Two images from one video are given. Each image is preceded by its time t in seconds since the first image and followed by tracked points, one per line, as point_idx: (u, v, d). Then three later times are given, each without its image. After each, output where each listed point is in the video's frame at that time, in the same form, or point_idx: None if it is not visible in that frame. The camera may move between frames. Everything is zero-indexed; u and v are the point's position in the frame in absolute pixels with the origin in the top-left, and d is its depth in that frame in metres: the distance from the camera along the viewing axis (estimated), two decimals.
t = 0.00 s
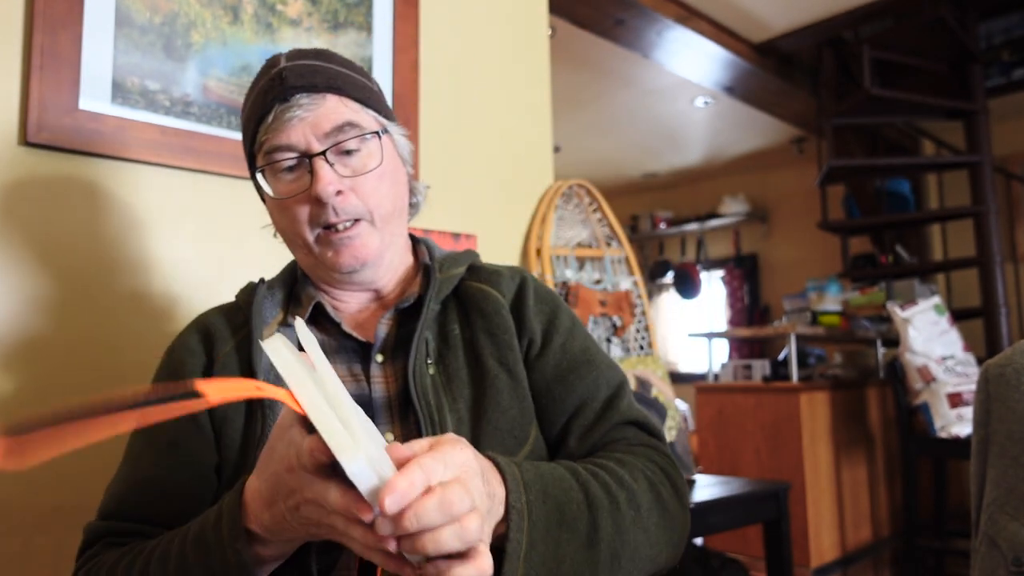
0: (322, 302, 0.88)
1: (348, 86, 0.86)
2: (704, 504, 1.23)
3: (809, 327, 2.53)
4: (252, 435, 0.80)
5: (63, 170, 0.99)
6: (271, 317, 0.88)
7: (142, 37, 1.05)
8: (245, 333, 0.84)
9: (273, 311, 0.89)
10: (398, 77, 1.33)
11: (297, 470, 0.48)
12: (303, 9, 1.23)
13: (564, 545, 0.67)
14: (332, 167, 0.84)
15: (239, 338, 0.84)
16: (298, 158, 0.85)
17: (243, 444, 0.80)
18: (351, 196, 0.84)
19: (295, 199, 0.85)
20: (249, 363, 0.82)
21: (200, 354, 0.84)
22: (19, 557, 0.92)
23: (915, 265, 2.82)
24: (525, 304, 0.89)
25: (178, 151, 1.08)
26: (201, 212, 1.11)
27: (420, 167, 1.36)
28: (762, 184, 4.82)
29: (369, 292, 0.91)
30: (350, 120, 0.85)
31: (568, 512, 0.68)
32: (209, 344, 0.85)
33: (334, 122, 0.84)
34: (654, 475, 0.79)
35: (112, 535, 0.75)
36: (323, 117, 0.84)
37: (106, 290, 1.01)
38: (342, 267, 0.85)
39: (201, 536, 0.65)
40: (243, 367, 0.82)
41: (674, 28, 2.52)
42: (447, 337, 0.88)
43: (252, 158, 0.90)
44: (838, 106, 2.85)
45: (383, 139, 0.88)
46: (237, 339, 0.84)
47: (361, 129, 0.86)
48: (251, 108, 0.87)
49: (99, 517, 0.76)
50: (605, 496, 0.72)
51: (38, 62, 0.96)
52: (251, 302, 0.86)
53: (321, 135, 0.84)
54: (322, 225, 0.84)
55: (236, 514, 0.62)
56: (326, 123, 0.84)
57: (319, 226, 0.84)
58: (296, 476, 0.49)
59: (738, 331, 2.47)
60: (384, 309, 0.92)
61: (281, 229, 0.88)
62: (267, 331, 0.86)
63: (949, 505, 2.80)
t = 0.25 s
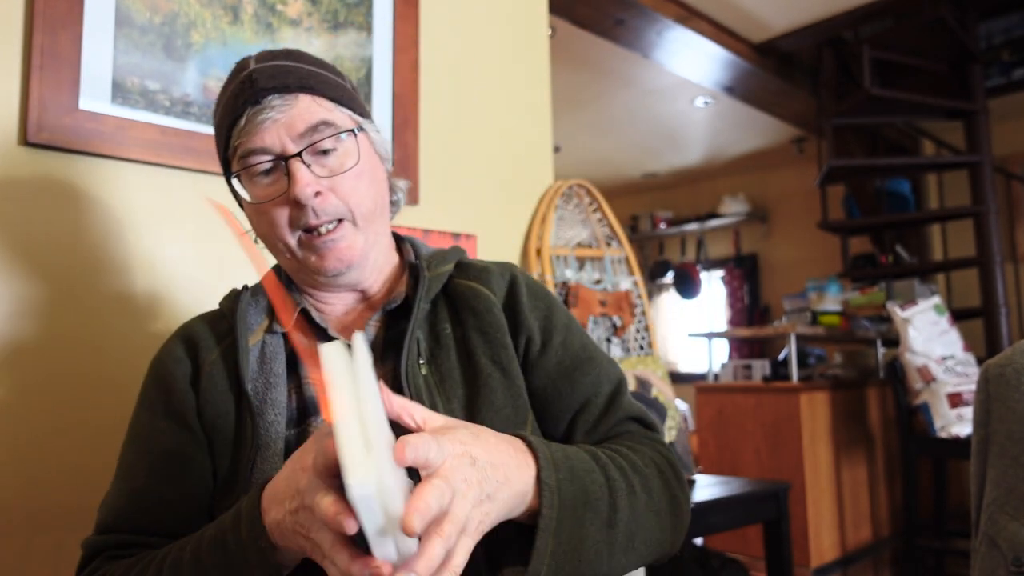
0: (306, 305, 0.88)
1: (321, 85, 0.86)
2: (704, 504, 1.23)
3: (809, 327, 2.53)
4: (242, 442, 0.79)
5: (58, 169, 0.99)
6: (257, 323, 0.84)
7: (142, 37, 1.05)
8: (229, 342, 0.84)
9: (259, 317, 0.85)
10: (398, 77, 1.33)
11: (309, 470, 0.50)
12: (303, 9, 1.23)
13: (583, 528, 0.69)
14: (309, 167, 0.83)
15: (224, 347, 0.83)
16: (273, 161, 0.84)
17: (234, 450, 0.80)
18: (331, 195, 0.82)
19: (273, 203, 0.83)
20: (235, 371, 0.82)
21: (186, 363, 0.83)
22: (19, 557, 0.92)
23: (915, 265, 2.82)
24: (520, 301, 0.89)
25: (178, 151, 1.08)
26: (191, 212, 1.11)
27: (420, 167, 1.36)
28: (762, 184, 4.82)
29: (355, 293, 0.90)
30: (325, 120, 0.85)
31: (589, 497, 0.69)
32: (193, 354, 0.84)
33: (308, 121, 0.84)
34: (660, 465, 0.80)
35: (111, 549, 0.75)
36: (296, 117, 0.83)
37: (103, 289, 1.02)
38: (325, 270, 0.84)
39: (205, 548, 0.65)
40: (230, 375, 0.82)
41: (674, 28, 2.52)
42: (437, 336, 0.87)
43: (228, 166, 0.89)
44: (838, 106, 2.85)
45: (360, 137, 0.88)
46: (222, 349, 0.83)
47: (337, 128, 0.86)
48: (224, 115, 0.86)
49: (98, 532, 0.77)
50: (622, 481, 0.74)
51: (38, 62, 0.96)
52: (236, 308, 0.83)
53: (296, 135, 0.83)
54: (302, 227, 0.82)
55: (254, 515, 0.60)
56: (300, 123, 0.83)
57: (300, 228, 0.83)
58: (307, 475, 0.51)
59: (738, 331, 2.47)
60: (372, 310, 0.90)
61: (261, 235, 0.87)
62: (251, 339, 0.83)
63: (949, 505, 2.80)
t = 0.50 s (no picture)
0: (301, 305, 0.86)
1: (304, 87, 0.85)
2: (704, 504, 1.23)
3: (809, 327, 2.53)
4: (244, 445, 0.80)
5: (58, 168, 0.99)
6: (252, 326, 0.85)
7: (142, 37, 1.05)
8: (227, 345, 0.84)
9: (255, 318, 0.86)
10: (398, 77, 1.33)
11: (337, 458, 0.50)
12: (303, 9, 1.23)
13: (597, 534, 0.68)
14: (299, 171, 0.83)
15: (222, 349, 0.84)
16: (261, 167, 0.83)
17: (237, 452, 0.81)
18: (322, 198, 0.82)
19: (264, 209, 0.83)
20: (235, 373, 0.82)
21: (184, 365, 0.83)
22: (19, 557, 0.92)
23: (915, 265, 2.82)
24: (517, 300, 0.89)
25: (178, 152, 1.08)
26: (189, 213, 1.11)
27: (421, 167, 1.36)
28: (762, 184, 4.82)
29: (348, 295, 0.90)
30: (310, 122, 0.84)
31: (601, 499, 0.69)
32: (191, 356, 0.84)
33: (294, 124, 0.83)
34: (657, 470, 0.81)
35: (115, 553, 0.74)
36: (282, 121, 0.83)
37: (101, 289, 1.02)
38: (320, 272, 0.83)
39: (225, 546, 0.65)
40: (230, 377, 0.82)
41: (674, 28, 2.52)
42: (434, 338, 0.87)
43: (213, 174, 0.88)
44: (838, 106, 2.85)
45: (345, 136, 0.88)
46: (221, 350, 0.84)
47: (323, 130, 0.85)
48: (205, 123, 0.85)
49: (94, 540, 0.76)
50: (629, 487, 0.74)
51: (38, 62, 0.96)
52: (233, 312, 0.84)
53: (283, 139, 0.83)
54: (295, 232, 0.82)
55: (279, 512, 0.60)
56: (286, 127, 0.83)
57: (293, 233, 0.82)
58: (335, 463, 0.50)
59: (738, 331, 2.47)
60: (368, 310, 0.90)
61: (252, 242, 0.86)
62: (250, 340, 0.83)
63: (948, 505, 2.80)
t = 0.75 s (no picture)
0: (305, 304, 0.87)
1: (322, 83, 0.86)
2: (704, 504, 1.23)
3: (809, 327, 2.53)
4: (240, 443, 0.80)
5: (60, 168, 0.99)
6: (253, 322, 0.85)
7: (142, 37, 1.05)
8: (226, 342, 0.84)
9: (255, 316, 0.86)
10: (398, 77, 1.33)
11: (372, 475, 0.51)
12: (303, 9, 1.23)
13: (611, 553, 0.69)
14: (319, 166, 0.83)
15: (221, 346, 0.84)
16: (281, 163, 0.83)
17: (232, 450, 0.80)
18: (341, 195, 0.82)
19: (284, 204, 0.82)
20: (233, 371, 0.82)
21: (183, 362, 0.83)
22: (19, 557, 0.92)
23: (915, 266, 2.83)
24: (524, 307, 0.89)
25: (178, 151, 1.08)
26: (188, 212, 1.10)
27: (421, 167, 1.36)
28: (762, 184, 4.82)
29: (357, 293, 0.90)
30: (330, 118, 0.85)
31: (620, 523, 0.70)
32: (191, 353, 0.84)
33: (315, 120, 0.83)
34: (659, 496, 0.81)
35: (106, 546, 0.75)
36: (303, 116, 0.83)
37: (101, 289, 1.01)
38: (337, 268, 0.83)
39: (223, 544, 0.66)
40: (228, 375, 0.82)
41: (674, 28, 2.52)
42: (436, 340, 0.86)
43: (228, 170, 0.87)
44: (838, 106, 2.85)
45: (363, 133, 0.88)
46: (219, 348, 0.84)
47: (342, 126, 0.86)
48: (222, 119, 0.84)
49: (83, 529, 0.76)
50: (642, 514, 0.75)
51: (38, 62, 0.96)
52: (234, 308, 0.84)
53: (304, 134, 0.83)
54: (314, 228, 0.82)
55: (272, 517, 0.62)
56: (307, 122, 0.83)
57: (311, 228, 0.82)
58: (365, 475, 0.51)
59: (738, 331, 2.47)
60: (373, 310, 0.91)
61: (267, 238, 0.86)
62: (250, 337, 0.84)
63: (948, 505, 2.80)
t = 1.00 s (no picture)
0: (301, 307, 0.87)
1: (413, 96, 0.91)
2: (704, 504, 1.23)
3: (809, 327, 2.54)
4: (237, 447, 0.80)
5: (61, 168, 0.99)
6: (252, 324, 0.85)
7: (142, 37, 1.05)
8: (222, 346, 0.84)
9: (254, 317, 0.86)
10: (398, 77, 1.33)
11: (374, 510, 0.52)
12: (303, 9, 1.23)
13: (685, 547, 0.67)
14: (392, 160, 0.85)
15: (218, 351, 0.84)
16: (357, 143, 0.84)
17: (229, 454, 0.81)
18: (399, 194, 0.85)
19: (345, 180, 0.83)
20: (230, 375, 0.82)
21: (180, 367, 0.84)
22: (19, 557, 0.92)
23: (915, 265, 2.83)
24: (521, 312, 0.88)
25: (178, 151, 1.08)
26: (190, 213, 1.10)
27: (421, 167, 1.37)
28: (762, 184, 4.82)
29: (358, 292, 0.90)
30: (411, 126, 0.88)
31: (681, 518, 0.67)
32: (187, 358, 0.84)
33: (402, 121, 0.87)
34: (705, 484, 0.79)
35: (108, 552, 0.74)
36: (392, 113, 0.86)
37: (102, 289, 1.02)
38: (362, 258, 0.84)
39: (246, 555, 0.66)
40: (225, 379, 0.82)
41: (674, 28, 2.52)
42: (430, 344, 0.86)
43: (287, 125, 0.86)
44: (838, 106, 2.85)
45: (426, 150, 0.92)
46: (217, 351, 0.84)
47: (417, 136, 0.90)
48: (314, 77, 0.84)
49: (82, 532, 0.75)
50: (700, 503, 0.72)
51: (38, 62, 0.97)
52: (232, 311, 0.84)
53: (389, 127, 0.86)
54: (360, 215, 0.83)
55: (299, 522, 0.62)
56: (395, 120, 0.86)
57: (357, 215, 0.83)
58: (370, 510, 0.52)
59: (738, 331, 2.47)
60: (369, 311, 0.91)
61: (304, 208, 0.85)
62: (247, 340, 0.83)
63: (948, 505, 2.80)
